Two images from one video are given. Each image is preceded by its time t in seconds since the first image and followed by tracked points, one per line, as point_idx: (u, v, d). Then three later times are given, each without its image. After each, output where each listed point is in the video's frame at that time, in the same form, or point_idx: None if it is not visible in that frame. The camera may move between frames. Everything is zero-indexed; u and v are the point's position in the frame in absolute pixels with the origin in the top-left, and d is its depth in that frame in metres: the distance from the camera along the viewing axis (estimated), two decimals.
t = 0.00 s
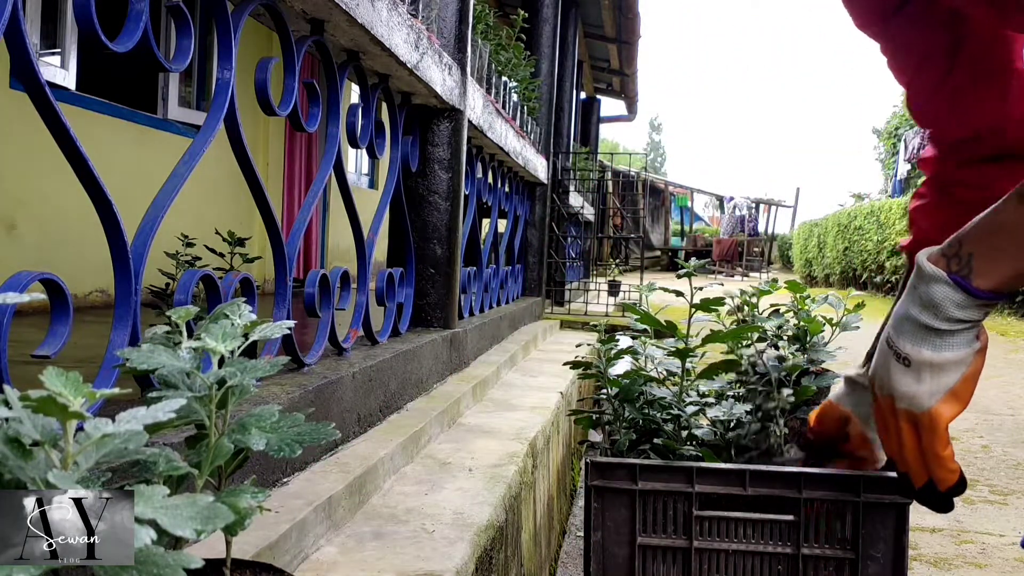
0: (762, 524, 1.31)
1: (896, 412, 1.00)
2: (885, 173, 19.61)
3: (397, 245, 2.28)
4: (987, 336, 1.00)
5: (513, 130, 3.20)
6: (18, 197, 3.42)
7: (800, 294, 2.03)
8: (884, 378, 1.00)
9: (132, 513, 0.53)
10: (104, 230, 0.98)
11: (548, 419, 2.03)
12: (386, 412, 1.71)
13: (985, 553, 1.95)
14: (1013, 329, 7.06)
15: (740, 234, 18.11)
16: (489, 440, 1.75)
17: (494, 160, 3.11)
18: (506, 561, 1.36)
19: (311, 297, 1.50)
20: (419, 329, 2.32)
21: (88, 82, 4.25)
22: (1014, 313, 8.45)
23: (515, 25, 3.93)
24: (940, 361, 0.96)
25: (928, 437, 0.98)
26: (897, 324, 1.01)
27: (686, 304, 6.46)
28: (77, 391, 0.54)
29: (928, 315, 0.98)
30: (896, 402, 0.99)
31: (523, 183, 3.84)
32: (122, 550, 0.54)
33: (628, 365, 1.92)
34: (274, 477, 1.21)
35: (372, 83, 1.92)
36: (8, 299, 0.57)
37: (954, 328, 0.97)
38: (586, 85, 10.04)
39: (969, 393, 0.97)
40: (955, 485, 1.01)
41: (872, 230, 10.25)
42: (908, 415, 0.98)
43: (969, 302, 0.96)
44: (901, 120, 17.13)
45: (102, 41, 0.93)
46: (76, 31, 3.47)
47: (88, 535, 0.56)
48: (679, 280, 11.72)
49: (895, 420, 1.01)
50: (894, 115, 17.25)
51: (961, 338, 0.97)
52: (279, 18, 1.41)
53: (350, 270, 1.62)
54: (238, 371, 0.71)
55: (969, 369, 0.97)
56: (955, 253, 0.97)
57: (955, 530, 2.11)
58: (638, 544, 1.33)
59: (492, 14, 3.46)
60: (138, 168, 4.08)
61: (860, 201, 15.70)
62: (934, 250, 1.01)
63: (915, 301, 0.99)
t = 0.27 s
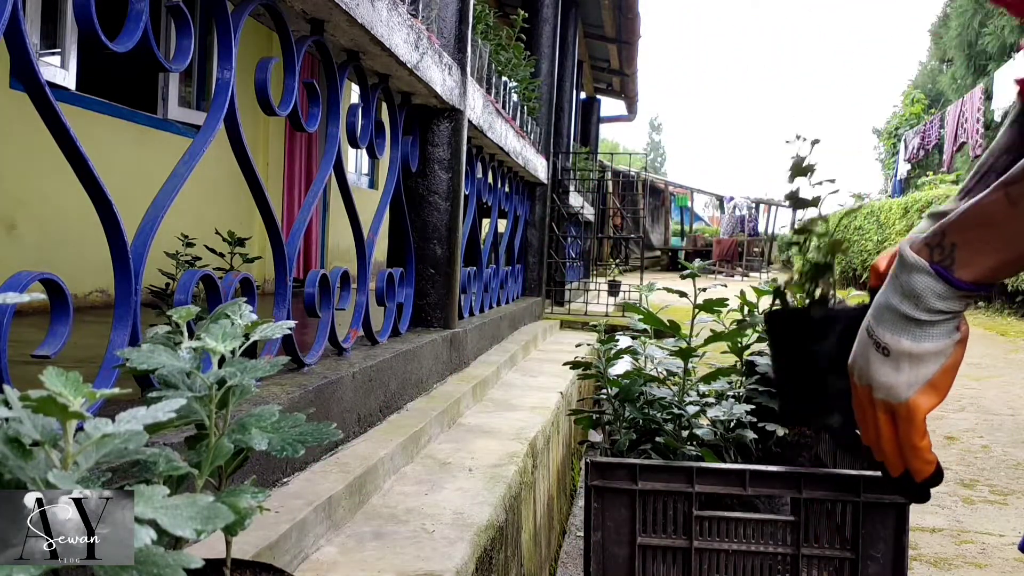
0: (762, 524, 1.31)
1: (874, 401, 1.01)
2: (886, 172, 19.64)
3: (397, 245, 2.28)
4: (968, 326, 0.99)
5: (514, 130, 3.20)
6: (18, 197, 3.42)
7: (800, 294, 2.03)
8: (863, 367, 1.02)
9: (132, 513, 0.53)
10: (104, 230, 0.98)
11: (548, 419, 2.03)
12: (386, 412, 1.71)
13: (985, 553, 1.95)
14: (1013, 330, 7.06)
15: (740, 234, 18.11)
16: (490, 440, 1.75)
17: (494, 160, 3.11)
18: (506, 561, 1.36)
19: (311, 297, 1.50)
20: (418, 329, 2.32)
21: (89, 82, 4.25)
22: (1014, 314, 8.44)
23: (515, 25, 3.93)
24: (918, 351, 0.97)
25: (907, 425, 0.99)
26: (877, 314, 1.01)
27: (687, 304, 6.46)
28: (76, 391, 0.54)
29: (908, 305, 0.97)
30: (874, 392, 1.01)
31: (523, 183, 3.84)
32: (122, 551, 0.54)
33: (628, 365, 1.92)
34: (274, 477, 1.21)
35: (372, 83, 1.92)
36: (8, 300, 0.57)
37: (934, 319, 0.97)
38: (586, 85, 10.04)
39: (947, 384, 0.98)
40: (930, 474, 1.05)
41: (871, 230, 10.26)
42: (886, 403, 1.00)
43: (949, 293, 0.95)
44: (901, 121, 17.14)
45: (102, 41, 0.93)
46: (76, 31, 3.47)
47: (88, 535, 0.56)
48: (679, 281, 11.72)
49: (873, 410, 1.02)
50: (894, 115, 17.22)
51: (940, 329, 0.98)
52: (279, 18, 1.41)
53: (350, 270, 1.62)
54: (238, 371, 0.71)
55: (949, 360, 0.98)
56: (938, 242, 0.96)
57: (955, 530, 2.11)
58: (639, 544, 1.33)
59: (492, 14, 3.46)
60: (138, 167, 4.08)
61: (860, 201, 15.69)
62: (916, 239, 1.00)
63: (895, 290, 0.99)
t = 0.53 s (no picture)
0: (763, 524, 1.31)
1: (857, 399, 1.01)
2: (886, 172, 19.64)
3: (397, 245, 2.28)
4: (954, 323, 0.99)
5: (514, 130, 3.20)
6: (18, 197, 3.42)
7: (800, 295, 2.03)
8: (845, 364, 1.02)
9: (132, 513, 0.53)
10: (104, 231, 0.98)
11: (548, 419, 2.03)
12: (386, 412, 1.71)
13: (985, 553, 1.95)
14: (1013, 329, 7.07)
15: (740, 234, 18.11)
16: (490, 440, 1.75)
17: (494, 160, 3.11)
18: (506, 561, 1.36)
19: (311, 297, 1.50)
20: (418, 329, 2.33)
21: (89, 82, 4.25)
22: (1014, 313, 8.45)
23: (515, 25, 3.93)
24: (903, 351, 0.97)
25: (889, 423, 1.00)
26: (861, 311, 1.01)
27: (687, 304, 6.46)
28: (77, 391, 0.54)
29: (894, 303, 0.97)
30: (857, 392, 1.01)
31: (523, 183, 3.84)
32: (122, 551, 0.54)
33: (628, 365, 1.92)
34: (274, 477, 1.21)
35: (372, 83, 1.92)
36: (8, 299, 0.57)
37: (919, 318, 0.97)
38: (586, 85, 10.05)
39: (931, 383, 0.98)
40: (913, 475, 1.07)
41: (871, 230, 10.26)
42: (870, 400, 1.00)
43: (936, 292, 0.95)
44: (901, 121, 17.14)
45: (102, 41, 0.93)
46: (76, 31, 3.47)
47: (88, 535, 0.56)
48: (679, 281, 11.73)
49: (855, 409, 1.03)
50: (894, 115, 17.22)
51: (924, 328, 0.98)
52: (279, 18, 1.41)
53: (350, 270, 1.63)
54: (238, 371, 0.71)
55: (933, 359, 0.98)
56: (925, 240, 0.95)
57: (955, 530, 2.11)
58: (639, 544, 1.33)
59: (492, 14, 3.46)
60: (138, 167, 4.08)
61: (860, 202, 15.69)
62: (904, 232, 0.99)
63: (880, 288, 0.99)
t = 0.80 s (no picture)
0: (763, 524, 1.31)
1: (836, 414, 0.81)
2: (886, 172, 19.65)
3: (397, 245, 2.28)
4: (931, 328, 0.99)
5: (514, 130, 3.20)
6: (18, 197, 3.42)
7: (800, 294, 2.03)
8: (825, 372, 0.81)
9: (131, 513, 0.53)
10: (104, 231, 0.98)
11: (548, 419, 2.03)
12: (386, 412, 1.71)
13: (985, 553, 1.95)
14: (1013, 329, 7.08)
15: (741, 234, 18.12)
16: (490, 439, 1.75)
17: (494, 160, 3.11)
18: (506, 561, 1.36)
19: (311, 297, 1.49)
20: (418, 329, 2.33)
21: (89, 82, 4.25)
22: (1014, 313, 8.45)
23: (515, 25, 3.93)
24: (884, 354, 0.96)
25: (875, 446, 0.80)
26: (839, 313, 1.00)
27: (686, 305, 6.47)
28: (77, 391, 0.54)
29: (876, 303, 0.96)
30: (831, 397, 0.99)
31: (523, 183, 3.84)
32: (122, 551, 0.54)
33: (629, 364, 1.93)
34: (274, 477, 1.21)
35: (373, 84, 1.92)
36: (8, 299, 0.57)
37: (912, 321, 0.77)
38: (586, 85, 10.04)
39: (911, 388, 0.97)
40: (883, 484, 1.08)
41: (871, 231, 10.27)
42: (852, 419, 0.80)
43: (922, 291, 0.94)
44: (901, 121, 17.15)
45: (102, 41, 0.93)
46: (76, 31, 3.47)
47: (88, 535, 0.56)
48: (679, 281, 11.74)
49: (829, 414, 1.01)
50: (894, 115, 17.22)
51: (916, 330, 0.78)
52: (280, 18, 1.41)
53: (350, 270, 1.63)
54: (238, 371, 0.71)
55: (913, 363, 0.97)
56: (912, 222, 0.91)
57: (955, 530, 2.11)
58: (639, 543, 1.33)
59: (492, 14, 3.46)
60: (137, 167, 4.08)
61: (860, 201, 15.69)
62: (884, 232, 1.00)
63: (868, 289, 0.79)
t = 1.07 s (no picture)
0: (763, 524, 1.31)
1: (815, 408, 1.01)
2: (886, 172, 19.65)
3: (397, 245, 2.28)
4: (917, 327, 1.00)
5: (513, 130, 3.20)
6: (18, 197, 3.42)
7: (800, 294, 2.03)
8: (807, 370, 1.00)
9: (132, 513, 0.53)
10: (104, 231, 0.98)
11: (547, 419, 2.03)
12: (386, 413, 1.71)
13: (985, 553, 1.95)
14: (1013, 329, 7.08)
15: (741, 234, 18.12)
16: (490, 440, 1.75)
17: (494, 160, 3.11)
18: (506, 561, 1.36)
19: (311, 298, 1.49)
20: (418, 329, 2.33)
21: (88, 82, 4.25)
22: (1014, 313, 8.44)
23: (516, 25, 3.93)
24: (872, 352, 0.96)
25: (849, 436, 1.00)
26: (826, 310, 1.00)
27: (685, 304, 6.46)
28: (77, 391, 0.54)
29: (866, 301, 0.96)
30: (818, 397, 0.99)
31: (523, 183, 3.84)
32: (122, 551, 0.54)
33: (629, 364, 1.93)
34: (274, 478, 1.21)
35: (373, 84, 1.92)
36: (8, 299, 0.57)
37: (891, 318, 0.96)
38: (586, 85, 10.04)
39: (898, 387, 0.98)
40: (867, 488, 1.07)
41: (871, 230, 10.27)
42: (829, 411, 0.99)
43: (913, 288, 0.94)
44: (901, 121, 17.15)
45: (102, 41, 0.93)
46: (76, 31, 3.47)
47: (88, 535, 0.56)
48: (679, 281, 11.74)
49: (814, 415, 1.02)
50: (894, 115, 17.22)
51: (893, 328, 0.97)
52: (279, 18, 1.41)
53: (350, 270, 1.63)
54: (238, 371, 0.71)
55: (902, 361, 0.97)
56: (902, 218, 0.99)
57: (955, 530, 2.11)
58: (639, 544, 1.33)
59: (492, 14, 3.45)
60: (137, 167, 4.08)
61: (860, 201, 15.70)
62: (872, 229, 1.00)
63: (848, 282, 0.97)
